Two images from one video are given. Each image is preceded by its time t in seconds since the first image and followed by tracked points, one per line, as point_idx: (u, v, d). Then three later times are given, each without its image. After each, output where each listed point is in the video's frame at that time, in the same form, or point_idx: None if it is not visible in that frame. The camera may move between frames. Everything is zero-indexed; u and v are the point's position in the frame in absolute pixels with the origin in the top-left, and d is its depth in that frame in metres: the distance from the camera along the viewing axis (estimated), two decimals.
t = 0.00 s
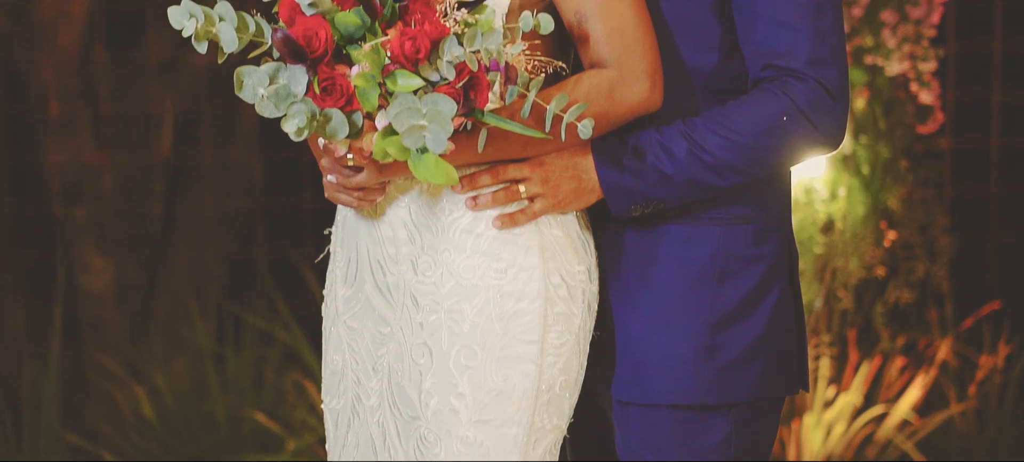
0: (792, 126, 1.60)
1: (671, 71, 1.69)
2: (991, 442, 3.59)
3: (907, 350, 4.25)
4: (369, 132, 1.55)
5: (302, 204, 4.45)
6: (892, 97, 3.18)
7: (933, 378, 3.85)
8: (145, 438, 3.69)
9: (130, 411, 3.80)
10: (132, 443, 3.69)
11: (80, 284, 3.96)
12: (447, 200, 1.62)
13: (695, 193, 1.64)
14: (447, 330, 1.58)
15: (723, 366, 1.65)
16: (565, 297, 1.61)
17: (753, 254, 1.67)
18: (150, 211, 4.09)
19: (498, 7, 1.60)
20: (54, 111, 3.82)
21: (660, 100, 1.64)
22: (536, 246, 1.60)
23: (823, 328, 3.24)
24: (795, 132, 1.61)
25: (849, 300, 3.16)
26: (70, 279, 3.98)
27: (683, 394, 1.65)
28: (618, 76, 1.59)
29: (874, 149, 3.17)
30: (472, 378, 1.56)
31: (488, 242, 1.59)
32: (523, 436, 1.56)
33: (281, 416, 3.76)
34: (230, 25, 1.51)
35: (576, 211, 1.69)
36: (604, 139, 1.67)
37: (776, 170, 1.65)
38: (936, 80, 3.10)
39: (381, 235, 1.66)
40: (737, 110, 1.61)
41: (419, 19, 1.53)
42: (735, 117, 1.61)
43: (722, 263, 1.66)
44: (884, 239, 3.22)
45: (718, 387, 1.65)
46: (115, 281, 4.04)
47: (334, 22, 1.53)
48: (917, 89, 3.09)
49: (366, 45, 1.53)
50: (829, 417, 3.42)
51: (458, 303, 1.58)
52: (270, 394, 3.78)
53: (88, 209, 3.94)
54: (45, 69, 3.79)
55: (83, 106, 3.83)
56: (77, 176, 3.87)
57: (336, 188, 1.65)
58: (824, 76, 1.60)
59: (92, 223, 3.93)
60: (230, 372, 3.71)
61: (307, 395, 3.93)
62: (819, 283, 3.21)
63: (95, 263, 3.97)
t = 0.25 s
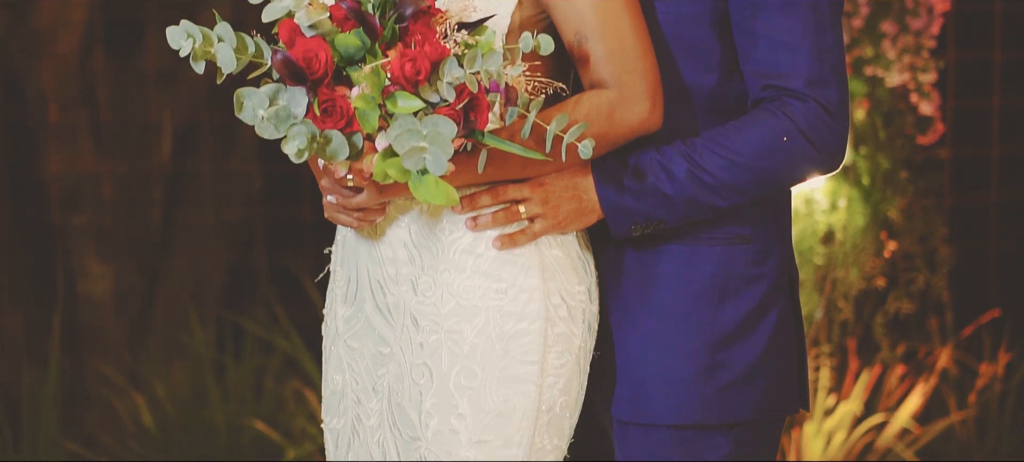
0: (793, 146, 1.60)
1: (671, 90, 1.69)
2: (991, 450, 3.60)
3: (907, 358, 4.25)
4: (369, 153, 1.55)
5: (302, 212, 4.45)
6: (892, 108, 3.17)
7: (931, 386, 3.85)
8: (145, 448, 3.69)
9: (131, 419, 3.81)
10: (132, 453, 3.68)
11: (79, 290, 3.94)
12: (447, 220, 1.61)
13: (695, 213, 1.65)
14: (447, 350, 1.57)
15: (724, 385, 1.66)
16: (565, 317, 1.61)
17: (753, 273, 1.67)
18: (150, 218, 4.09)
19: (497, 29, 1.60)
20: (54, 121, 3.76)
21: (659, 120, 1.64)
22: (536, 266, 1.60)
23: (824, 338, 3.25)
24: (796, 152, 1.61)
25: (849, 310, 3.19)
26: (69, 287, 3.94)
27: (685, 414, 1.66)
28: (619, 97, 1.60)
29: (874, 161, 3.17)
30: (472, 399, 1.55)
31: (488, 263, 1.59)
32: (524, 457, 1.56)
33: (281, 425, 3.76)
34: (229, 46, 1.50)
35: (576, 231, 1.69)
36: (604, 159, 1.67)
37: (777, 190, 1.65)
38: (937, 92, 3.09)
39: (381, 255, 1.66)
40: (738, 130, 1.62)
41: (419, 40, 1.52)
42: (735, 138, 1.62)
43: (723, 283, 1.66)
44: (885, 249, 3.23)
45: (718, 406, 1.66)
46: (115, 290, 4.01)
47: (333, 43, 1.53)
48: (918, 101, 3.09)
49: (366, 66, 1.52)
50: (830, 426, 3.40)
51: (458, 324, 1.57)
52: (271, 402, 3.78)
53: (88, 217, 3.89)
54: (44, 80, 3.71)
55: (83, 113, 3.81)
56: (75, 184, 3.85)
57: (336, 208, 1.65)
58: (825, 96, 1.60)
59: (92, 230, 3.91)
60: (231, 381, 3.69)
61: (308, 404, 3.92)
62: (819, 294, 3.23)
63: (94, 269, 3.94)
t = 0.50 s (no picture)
0: (794, 166, 1.61)
1: (671, 109, 1.69)
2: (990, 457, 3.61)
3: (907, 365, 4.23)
4: (369, 174, 1.55)
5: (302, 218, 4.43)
6: (892, 118, 3.16)
7: (932, 394, 3.84)
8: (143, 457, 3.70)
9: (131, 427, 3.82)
10: None
11: (78, 296, 3.95)
12: (448, 239, 1.61)
13: (695, 232, 1.65)
14: (447, 370, 1.57)
15: (724, 404, 1.67)
16: (566, 337, 1.61)
17: (753, 292, 1.68)
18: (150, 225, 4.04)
19: (498, 50, 1.60)
20: (53, 126, 3.82)
21: (659, 139, 1.65)
22: (536, 285, 1.60)
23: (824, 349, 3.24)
24: (796, 172, 1.61)
25: (850, 321, 3.19)
26: (69, 292, 3.96)
27: (684, 434, 1.67)
28: (619, 117, 1.60)
29: (874, 171, 3.18)
30: (472, 419, 1.56)
31: (488, 282, 1.59)
32: None
33: (280, 433, 3.76)
34: (229, 66, 1.50)
35: (576, 250, 1.69)
36: (604, 179, 1.67)
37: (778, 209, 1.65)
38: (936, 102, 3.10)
39: (381, 274, 1.65)
40: (737, 150, 1.62)
41: (419, 60, 1.52)
42: (734, 158, 1.62)
43: (723, 302, 1.67)
44: (884, 259, 3.24)
45: (720, 426, 1.67)
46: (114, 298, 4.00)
47: (334, 64, 1.53)
48: (918, 111, 3.09)
49: (366, 86, 1.52)
50: (830, 434, 3.38)
51: (458, 344, 1.57)
52: (270, 411, 3.78)
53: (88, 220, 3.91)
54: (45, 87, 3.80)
55: (83, 119, 3.84)
56: (74, 189, 3.87)
57: (335, 227, 1.64)
58: (825, 116, 1.61)
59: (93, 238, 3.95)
60: (230, 388, 3.70)
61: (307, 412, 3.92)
62: (819, 305, 3.22)
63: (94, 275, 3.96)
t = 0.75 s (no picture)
0: (794, 185, 1.61)
1: (670, 127, 1.70)
2: None
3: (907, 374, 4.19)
4: (369, 194, 1.55)
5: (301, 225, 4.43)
6: (892, 128, 3.19)
7: (932, 401, 3.84)
8: None
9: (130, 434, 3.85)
10: None
11: (78, 302, 3.98)
12: (448, 258, 1.61)
13: (694, 250, 1.66)
14: (447, 389, 1.57)
15: (726, 422, 1.70)
16: (565, 355, 1.60)
17: (753, 311, 1.71)
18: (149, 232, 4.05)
19: (498, 68, 1.59)
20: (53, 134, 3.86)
21: (659, 158, 1.65)
22: (536, 305, 1.59)
23: (824, 360, 3.25)
24: (797, 190, 1.61)
25: (849, 331, 3.19)
26: (69, 300, 3.97)
27: (684, 452, 1.70)
28: (618, 136, 1.60)
29: (874, 181, 3.17)
30: (472, 438, 1.55)
31: (489, 301, 1.58)
32: None
33: (279, 440, 3.76)
34: (230, 87, 1.50)
35: (575, 269, 1.69)
36: (604, 198, 1.67)
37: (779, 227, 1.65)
38: (936, 112, 3.11)
39: (381, 293, 1.66)
40: (737, 168, 1.62)
41: (419, 79, 1.52)
42: (734, 177, 1.62)
43: (724, 321, 1.69)
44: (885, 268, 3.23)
45: (721, 444, 1.70)
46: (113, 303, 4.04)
47: (334, 84, 1.53)
48: (917, 121, 3.11)
49: (366, 107, 1.52)
50: (830, 442, 3.32)
51: (458, 362, 1.57)
52: (269, 418, 3.78)
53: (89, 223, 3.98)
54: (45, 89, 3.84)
55: (83, 128, 3.89)
56: (76, 196, 3.93)
57: (335, 246, 1.64)
58: (824, 134, 1.61)
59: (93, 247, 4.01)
60: (231, 396, 3.72)
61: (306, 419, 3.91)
62: (819, 315, 3.24)
63: (94, 280, 3.99)
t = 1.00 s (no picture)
0: (795, 204, 1.61)
1: (670, 145, 1.70)
2: None
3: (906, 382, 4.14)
4: (369, 213, 1.55)
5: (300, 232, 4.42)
6: (892, 138, 3.19)
7: (932, 408, 3.80)
8: None
9: (128, 444, 3.85)
10: None
11: (79, 308, 3.93)
12: (449, 277, 1.61)
13: (695, 268, 1.66)
14: (447, 407, 1.57)
15: (725, 438, 1.75)
16: (565, 374, 1.60)
17: (753, 329, 1.75)
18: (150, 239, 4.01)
19: (499, 88, 1.60)
20: (53, 141, 3.82)
21: (659, 176, 1.65)
22: (536, 323, 1.59)
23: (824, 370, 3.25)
24: (797, 209, 1.61)
25: (849, 340, 3.20)
26: (69, 303, 3.93)
27: None
28: (618, 155, 1.60)
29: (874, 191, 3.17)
30: (473, 456, 1.55)
31: (488, 320, 1.58)
32: None
33: (279, 449, 3.75)
34: (229, 106, 1.50)
35: (575, 287, 1.69)
36: (604, 216, 1.67)
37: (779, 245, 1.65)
38: (936, 122, 3.11)
39: (381, 310, 1.66)
40: (737, 187, 1.62)
41: (419, 99, 1.52)
42: (734, 195, 1.62)
43: (724, 339, 1.73)
44: (885, 278, 3.21)
45: (720, 458, 1.75)
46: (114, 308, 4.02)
47: (333, 103, 1.52)
48: (917, 131, 3.11)
49: (366, 126, 1.52)
50: (830, 450, 3.26)
51: (458, 381, 1.56)
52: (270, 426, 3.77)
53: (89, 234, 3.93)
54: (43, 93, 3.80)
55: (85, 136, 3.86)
56: (74, 201, 3.91)
57: (335, 264, 1.65)
58: (825, 153, 1.61)
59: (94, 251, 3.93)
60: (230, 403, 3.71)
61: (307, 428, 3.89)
62: (819, 325, 3.25)
63: (94, 287, 3.94)
